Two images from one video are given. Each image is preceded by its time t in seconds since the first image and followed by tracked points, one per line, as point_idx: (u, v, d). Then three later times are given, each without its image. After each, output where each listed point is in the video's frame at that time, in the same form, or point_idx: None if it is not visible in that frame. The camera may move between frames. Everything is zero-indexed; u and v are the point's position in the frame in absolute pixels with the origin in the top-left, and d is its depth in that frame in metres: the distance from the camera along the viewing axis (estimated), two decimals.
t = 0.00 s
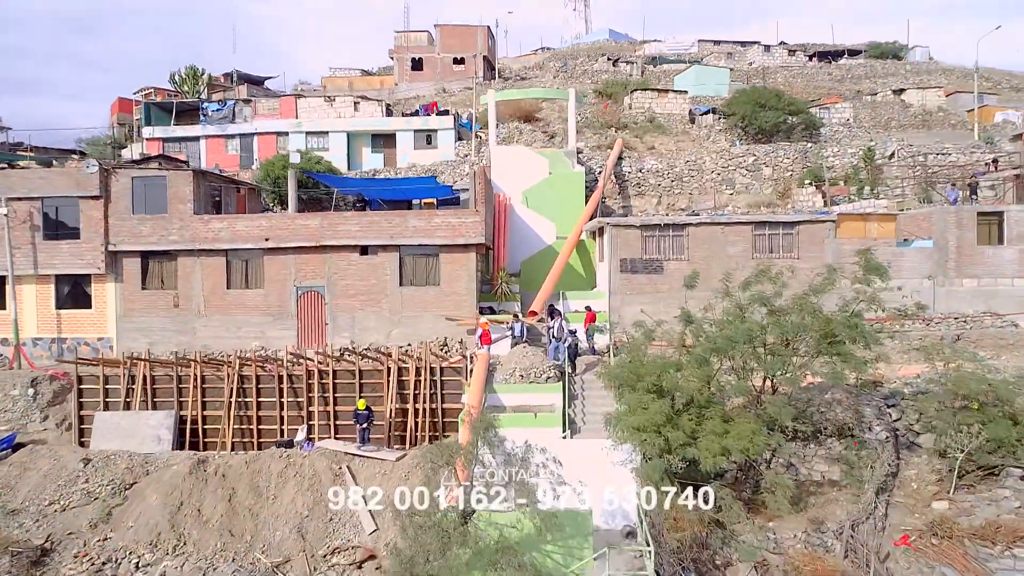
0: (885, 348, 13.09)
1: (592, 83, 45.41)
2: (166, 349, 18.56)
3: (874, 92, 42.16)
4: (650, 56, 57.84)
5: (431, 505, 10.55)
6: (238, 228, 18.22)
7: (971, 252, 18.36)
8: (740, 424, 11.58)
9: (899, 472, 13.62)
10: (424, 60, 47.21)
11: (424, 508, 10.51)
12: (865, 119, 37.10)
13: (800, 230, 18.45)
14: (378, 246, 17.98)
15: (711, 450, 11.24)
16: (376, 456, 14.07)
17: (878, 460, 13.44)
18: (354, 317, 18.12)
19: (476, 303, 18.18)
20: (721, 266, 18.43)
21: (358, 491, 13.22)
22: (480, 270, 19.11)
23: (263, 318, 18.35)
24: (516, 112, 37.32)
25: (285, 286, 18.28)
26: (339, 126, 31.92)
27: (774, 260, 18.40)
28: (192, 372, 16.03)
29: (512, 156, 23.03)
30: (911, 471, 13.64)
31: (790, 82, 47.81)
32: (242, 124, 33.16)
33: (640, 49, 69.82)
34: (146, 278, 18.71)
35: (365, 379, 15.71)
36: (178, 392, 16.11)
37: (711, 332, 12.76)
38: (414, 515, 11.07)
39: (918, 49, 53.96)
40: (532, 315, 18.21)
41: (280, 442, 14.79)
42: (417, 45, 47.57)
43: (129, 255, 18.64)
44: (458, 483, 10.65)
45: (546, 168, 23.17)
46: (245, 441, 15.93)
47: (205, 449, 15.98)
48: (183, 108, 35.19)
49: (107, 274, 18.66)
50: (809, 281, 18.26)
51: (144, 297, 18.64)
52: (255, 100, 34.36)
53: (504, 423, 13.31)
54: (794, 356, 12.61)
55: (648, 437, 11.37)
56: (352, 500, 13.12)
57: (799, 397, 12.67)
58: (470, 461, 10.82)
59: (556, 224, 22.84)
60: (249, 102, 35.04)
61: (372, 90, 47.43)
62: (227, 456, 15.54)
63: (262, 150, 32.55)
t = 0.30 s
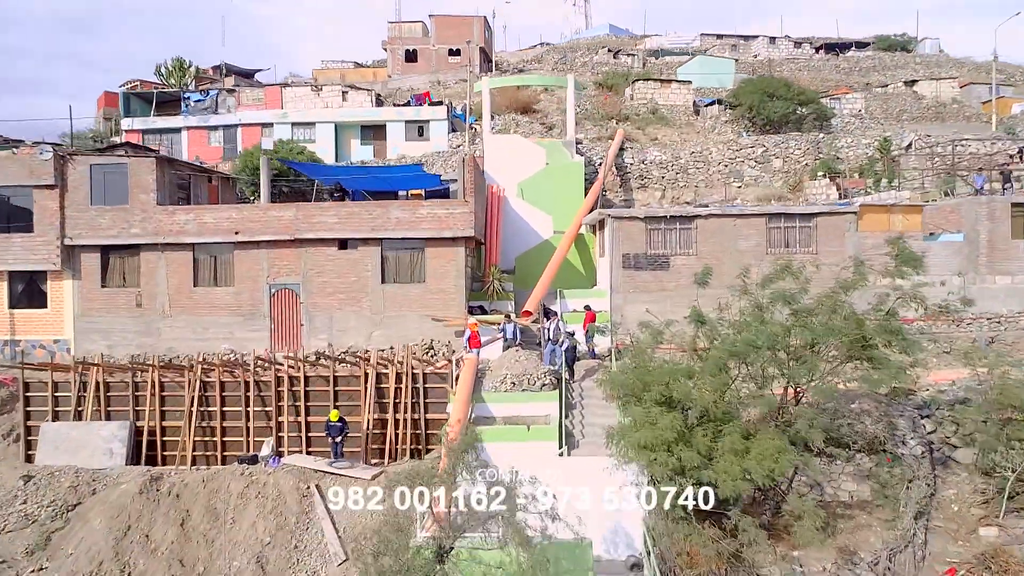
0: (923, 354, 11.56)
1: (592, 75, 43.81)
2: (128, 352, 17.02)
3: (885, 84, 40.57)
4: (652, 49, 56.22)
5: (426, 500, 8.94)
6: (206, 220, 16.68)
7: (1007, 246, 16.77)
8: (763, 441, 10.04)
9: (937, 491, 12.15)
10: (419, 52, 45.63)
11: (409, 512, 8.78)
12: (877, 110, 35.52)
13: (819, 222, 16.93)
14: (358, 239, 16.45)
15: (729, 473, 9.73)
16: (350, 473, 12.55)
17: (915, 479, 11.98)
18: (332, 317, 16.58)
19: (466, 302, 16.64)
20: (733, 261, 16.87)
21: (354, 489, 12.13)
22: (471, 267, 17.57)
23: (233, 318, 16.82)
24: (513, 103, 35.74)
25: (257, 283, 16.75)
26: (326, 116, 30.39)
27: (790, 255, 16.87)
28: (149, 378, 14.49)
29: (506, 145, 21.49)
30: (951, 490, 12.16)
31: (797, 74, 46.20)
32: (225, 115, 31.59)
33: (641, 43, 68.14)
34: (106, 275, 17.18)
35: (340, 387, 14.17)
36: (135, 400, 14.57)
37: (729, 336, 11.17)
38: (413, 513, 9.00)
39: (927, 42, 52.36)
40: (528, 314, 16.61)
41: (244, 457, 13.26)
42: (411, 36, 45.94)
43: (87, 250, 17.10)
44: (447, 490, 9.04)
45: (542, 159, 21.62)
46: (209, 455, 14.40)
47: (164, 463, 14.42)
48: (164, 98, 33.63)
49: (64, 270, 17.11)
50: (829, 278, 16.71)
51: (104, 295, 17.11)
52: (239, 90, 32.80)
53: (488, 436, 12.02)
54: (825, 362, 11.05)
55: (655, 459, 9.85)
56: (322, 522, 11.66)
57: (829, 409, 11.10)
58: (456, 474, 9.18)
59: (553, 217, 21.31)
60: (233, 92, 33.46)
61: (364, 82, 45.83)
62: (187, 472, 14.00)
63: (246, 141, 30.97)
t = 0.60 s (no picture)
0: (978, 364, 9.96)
1: (592, 66, 42.25)
2: (85, 358, 15.53)
3: (896, 76, 39.02)
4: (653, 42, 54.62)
5: (428, 498, 7.64)
6: (169, 213, 15.21)
7: None
8: (791, 467, 8.55)
9: (983, 518, 10.78)
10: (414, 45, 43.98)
11: (397, 529, 7.28)
12: (890, 102, 33.97)
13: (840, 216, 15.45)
14: (335, 235, 14.98)
15: (754, 507, 8.26)
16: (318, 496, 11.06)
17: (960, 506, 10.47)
18: (306, 320, 15.11)
19: (453, 302, 15.16)
20: (745, 259, 15.38)
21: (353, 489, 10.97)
22: (460, 265, 16.08)
23: (199, 321, 15.34)
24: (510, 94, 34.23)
25: (225, 282, 15.29)
26: (313, 107, 28.90)
27: (809, 252, 15.38)
28: (100, 388, 13.01)
29: (502, 136, 20.06)
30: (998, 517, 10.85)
31: (804, 67, 44.67)
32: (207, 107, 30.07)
33: (642, 37, 66.51)
34: (61, 273, 15.69)
35: (311, 398, 12.73)
36: (83, 412, 13.11)
37: (751, 344, 9.64)
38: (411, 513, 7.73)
39: (937, 34, 50.83)
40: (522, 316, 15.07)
41: (201, 479, 11.78)
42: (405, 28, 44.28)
43: (40, 246, 15.61)
44: (437, 503, 7.68)
45: (540, 149, 20.14)
46: (166, 474, 12.93)
47: (115, 483, 12.98)
48: (144, 89, 32.10)
49: (15, 268, 15.60)
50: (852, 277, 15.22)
51: (59, 296, 15.59)
52: (222, 80, 31.27)
53: (470, 456, 10.69)
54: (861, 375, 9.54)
55: (667, 488, 8.44)
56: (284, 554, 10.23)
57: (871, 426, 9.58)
58: (439, 495, 7.73)
59: (550, 212, 19.82)
60: (216, 83, 31.93)
61: (357, 75, 44.29)
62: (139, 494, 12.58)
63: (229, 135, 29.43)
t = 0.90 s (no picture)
0: None
1: (592, 59, 40.81)
2: (36, 366, 14.14)
3: (908, 69, 37.60)
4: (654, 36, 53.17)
5: None
6: (128, 207, 13.84)
7: None
8: (835, 508, 7.23)
9: None
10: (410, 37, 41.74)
11: None
12: (903, 94, 32.56)
13: (866, 210, 14.06)
14: (309, 231, 13.61)
15: (790, 555, 7.02)
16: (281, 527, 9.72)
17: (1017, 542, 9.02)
18: (279, 325, 13.74)
19: (441, 305, 13.80)
20: (760, 258, 14.02)
21: (353, 487, 10.85)
22: (448, 264, 14.71)
23: (162, 326, 13.97)
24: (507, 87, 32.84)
25: (189, 283, 13.93)
26: (299, 99, 27.49)
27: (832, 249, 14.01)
28: (43, 402, 11.65)
29: (496, 126, 18.68)
30: None
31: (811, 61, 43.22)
32: (188, 99, 28.65)
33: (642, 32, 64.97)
34: (12, 273, 14.31)
35: (279, 413, 11.39)
36: (25, 429, 11.76)
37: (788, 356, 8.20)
38: None
39: (946, 28, 49.41)
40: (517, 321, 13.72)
41: (146, 507, 10.50)
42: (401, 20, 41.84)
43: None
44: None
45: (536, 141, 18.77)
46: (116, 498, 11.55)
47: (60, 508, 11.60)
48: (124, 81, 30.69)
49: None
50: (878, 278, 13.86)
51: (8, 298, 14.21)
52: (205, 71, 29.87)
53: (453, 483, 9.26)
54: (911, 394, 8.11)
55: (675, 505, 7.40)
56: None
57: (929, 453, 8.20)
58: None
59: (548, 208, 18.47)
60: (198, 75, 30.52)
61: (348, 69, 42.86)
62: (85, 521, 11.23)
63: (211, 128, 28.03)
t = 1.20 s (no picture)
0: None
1: (593, 52, 39.56)
2: None
3: (919, 62, 36.33)
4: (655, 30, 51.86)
5: None
6: (86, 202, 12.63)
7: None
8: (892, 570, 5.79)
9: None
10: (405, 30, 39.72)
11: None
12: (916, 86, 31.30)
13: (893, 204, 12.86)
14: (284, 227, 12.42)
15: None
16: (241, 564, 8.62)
17: None
18: (251, 331, 12.53)
19: (428, 309, 12.61)
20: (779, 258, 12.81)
21: (354, 487, 9.90)
22: (438, 265, 13.51)
23: (125, 332, 12.76)
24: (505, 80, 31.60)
25: (153, 285, 12.71)
26: (287, 92, 26.26)
27: (855, 248, 12.80)
28: None
29: (490, 119, 17.46)
30: None
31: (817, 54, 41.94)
32: (171, 92, 27.43)
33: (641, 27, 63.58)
34: None
35: (243, 430, 10.21)
36: None
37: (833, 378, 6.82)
38: None
39: (955, 22, 48.14)
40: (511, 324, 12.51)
41: (88, 541, 9.79)
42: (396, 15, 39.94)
43: None
44: None
45: (533, 133, 17.53)
46: (65, 524, 10.36)
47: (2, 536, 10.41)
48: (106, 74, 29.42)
49: None
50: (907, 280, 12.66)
51: None
52: (189, 62, 28.63)
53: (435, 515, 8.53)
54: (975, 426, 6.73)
55: (674, 503, 6.68)
56: None
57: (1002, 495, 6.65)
58: None
59: (545, 204, 17.27)
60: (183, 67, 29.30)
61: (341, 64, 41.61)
62: (26, 552, 10.08)
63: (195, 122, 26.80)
